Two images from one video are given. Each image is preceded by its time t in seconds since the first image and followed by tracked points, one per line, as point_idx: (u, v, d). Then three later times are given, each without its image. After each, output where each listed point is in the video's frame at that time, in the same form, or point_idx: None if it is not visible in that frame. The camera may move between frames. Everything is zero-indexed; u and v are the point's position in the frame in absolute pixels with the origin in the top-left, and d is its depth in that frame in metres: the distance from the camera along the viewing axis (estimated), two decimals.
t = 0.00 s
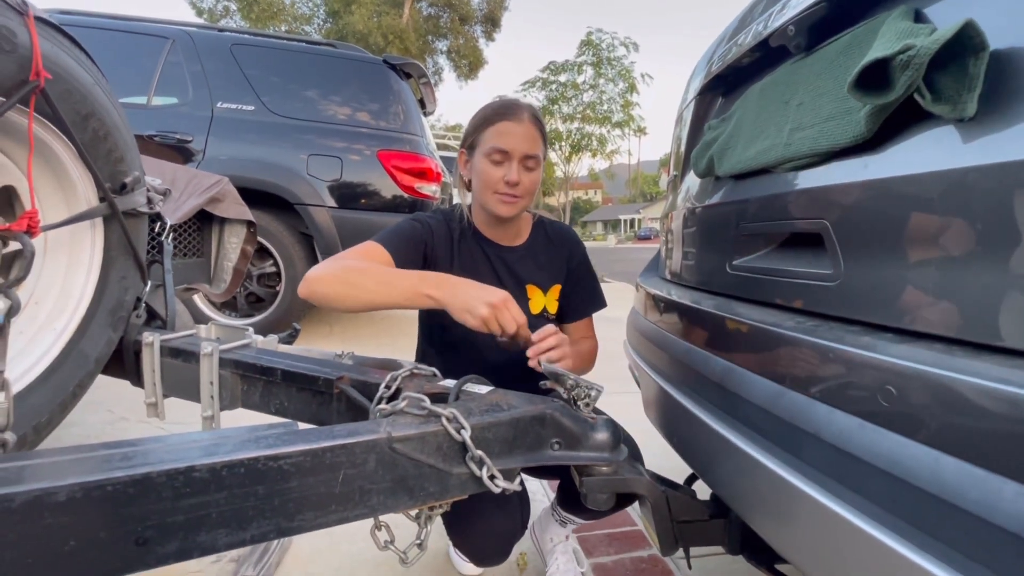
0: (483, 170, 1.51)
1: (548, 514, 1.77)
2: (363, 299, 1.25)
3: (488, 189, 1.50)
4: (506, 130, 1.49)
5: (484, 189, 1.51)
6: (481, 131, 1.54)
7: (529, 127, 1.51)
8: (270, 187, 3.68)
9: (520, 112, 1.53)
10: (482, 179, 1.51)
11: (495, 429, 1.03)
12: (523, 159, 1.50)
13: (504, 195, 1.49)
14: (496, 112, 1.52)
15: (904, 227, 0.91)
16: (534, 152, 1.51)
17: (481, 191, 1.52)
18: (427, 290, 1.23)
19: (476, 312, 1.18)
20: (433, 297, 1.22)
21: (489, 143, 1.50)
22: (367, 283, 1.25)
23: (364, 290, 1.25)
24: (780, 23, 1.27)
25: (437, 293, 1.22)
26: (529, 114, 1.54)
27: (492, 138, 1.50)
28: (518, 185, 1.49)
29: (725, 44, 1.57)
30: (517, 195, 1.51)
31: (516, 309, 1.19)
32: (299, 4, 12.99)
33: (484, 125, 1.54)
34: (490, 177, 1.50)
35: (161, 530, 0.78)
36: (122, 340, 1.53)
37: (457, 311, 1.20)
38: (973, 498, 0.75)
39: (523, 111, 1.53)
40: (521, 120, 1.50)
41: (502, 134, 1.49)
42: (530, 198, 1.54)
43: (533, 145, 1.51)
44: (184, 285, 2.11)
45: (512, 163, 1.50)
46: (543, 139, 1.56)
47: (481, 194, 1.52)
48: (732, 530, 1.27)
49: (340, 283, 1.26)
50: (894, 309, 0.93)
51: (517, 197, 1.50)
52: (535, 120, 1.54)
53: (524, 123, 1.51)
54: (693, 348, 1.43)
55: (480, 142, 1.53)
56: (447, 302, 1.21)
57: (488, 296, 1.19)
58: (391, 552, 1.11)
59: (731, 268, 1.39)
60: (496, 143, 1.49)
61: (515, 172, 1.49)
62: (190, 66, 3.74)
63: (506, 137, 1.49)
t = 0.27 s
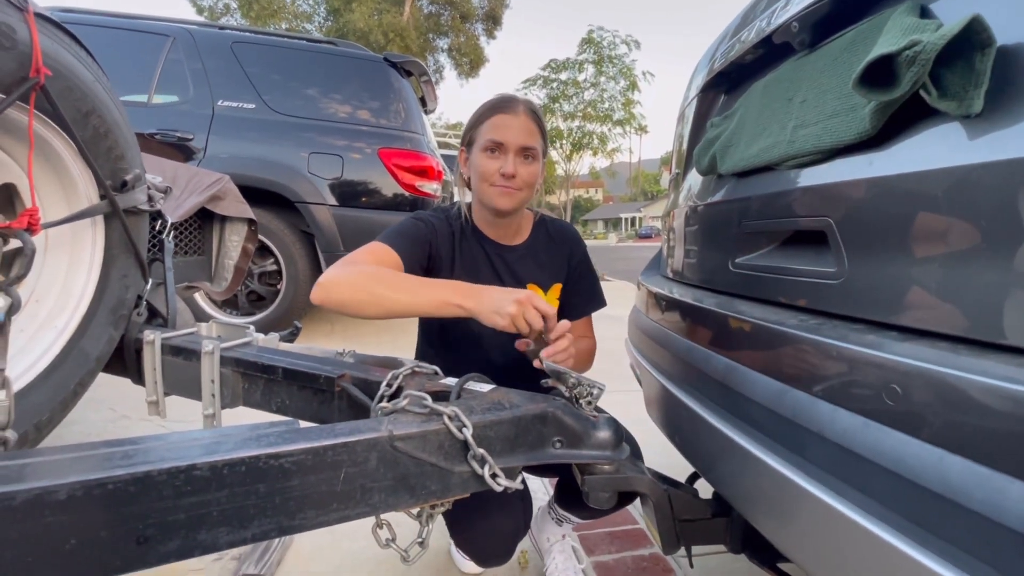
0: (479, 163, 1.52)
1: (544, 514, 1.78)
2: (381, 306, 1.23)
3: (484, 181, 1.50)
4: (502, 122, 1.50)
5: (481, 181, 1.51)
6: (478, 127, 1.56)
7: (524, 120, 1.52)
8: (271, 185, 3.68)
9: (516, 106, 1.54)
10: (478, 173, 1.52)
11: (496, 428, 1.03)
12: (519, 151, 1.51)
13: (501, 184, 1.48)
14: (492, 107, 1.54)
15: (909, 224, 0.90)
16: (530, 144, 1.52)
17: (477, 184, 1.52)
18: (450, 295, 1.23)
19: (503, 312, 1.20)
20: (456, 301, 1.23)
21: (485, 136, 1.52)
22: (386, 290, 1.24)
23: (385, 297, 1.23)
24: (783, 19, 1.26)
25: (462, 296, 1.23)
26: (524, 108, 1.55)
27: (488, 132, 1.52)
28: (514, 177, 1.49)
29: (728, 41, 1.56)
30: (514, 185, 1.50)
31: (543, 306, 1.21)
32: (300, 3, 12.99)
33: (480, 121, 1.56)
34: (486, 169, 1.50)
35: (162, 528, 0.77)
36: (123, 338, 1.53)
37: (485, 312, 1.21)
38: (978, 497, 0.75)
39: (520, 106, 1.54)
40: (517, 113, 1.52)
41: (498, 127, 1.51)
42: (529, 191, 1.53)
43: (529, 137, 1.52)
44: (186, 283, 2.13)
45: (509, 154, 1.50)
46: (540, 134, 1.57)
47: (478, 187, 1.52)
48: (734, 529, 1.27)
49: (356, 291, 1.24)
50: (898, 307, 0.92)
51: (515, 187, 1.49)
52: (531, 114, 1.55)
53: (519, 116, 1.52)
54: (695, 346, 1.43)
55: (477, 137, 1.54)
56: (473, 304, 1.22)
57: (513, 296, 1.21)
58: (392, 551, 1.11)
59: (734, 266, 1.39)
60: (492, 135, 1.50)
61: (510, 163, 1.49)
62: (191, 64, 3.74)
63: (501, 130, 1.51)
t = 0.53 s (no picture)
0: (499, 174, 1.49)
1: (542, 511, 1.78)
2: (384, 304, 1.24)
3: (501, 194, 1.49)
4: (528, 138, 1.46)
5: (497, 192, 1.50)
6: (500, 132, 1.50)
7: (550, 137, 1.49)
8: (272, 183, 3.68)
9: (543, 119, 1.50)
10: (496, 183, 1.49)
11: (497, 425, 1.03)
12: (540, 169, 1.49)
13: (517, 203, 1.48)
14: (519, 116, 1.48)
15: (911, 221, 0.90)
16: (552, 162, 1.50)
17: (493, 194, 1.50)
18: (454, 300, 1.24)
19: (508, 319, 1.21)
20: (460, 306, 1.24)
21: (509, 148, 1.47)
22: (390, 289, 1.24)
23: (388, 295, 1.24)
24: (785, 15, 1.26)
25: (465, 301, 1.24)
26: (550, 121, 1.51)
27: (513, 144, 1.47)
28: (532, 197, 1.49)
29: (729, 37, 1.56)
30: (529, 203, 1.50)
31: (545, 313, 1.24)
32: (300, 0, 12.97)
33: (504, 126, 1.50)
34: (505, 183, 1.48)
35: (163, 525, 0.77)
36: (124, 336, 1.53)
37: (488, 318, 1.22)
38: (981, 494, 0.75)
39: (546, 119, 1.50)
40: (544, 129, 1.47)
41: (524, 143, 1.46)
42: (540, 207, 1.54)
43: (552, 155, 1.50)
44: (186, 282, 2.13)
45: (530, 172, 1.48)
46: (562, 147, 1.54)
47: (493, 197, 1.51)
48: (735, 527, 1.27)
49: (360, 287, 1.24)
50: (901, 304, 0.92)
51: (529, 206, 1.50)
52: (556, 128, 1.51)
53: (546, 132, 1.49)
54: (697, 343, 1.43)
55: (500, 144, 1.49)
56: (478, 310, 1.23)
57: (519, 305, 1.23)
58: (394, 548, 1.11)
59: (735, 263, 1.39)
60: (517, 150, 1.46)
61: (531, 183, 1.47)
62: (191, 62, 3.74)
63: (527, 146, 1.47)
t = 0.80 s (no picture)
0: (521, 179, 1.48)
1: (542, 509, 1.79)
2: (399, 307, 1.23)
3: (522, 198, 1.49)
4: (553, 144, 1.46)
5: (517, 196, 1.49)
6: (523, 136, 1.48)
7: (571, 145, 1.49)
8: (272, 181, 3.69)
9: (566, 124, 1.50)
10: (517, 188, 1.48)
11: (497, 422, 1.03)
12: (559, 176, 1.50)
13: (537, 209, 1.49)
14: (543, 121, 1.47)
15: (911, 218, 0.90)
16: (571, 168, 1.51)
17: (513, 197, 1.50)
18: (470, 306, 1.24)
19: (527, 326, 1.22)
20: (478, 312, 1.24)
21: (533, 153, 1.46)
22: (405, 292, 1.23)
23: (403, 297, 1.23)
24: (785, 12, 1.26)
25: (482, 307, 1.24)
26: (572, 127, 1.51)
27: (536, 149, 1.46)
28: (550, 204, 1.50)
29: (729, 34, 1.56)
30: (546, 208, 1.52)
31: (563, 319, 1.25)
32: None
33: (526, 130, 1.48)
34: (527, 188, 1.48)
35: (164, 522, 0.78)
36: (125, 334, 1.53)
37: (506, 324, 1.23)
38: (982, 491, 0.75)
39: (568, 124, 1.50)
40: (567, 136, 1.47)
41: (548, 149, 1.46)
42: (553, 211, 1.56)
43: (572, 161, 1.50)
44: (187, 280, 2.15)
45: (551, 178, 1.49)
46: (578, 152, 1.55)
47: (512, 200, 1.50)
48: (735, 524, 1.27)
49: (373, 288, 1.24)
50: (901, 301, 0.92)
51: (545, 210, 1.52)
52: (576, 134, 1.52)
53: (568, 139, 1.49)
54: (697, 341, 1.43)
55: (522, 148, 1.48)
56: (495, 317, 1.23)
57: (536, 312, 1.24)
58: (394, 545, 1.11)
59: (736, 261, 1.39)
60: (541, 156, 1.46)
61: (553, 189, 1.48)
62: (191, 60, 3.73)
63: (550, 152, 1.47)
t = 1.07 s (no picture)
0: (521, 180, 1.47)
1: (546, 505, 1.78)
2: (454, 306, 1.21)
3: (521, 200, 1.49)
4: (554, 147, 1.45)
5: (517, 197, 1.49)
6: (525, 138, 1.47)
7: (573, 147, 1.48)
8: (271, 179, 3.68)
9: (568, 126, 1.48)
10: (518, 189, 1.48)
11: (497, 419, 1.03)
12: (560, 179, 1.49)
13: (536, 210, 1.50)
14: (545, 123, 1.46)
15: (912, 214, 0.90)
16: (572, 170, 1.50)
17: (513, 198, 1.50)
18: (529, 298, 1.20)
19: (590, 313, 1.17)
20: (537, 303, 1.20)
21: (533, 155, 1.45)
22: (459, 291, 1.21)
23: (458, 294, 1.20)
24: (786, 8, 1.26)
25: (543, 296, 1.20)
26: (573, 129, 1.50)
27: (537, 152, 1.45)
28: (549, 205, 1.50)
29: (729, 31, 1.56)
30: (545, 208, 1.52)
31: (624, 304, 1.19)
32: None
33: (528, 132, 1.47)
34: (527, 190, 1.47)
35: (164, 519, 0.78)
36: (124, 331, 1.53)
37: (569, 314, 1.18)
38: (982, 487, 0.75)
39: (570, 127, 1.49)
40: (568, 139, 1.46)
41: (549, 152, 1.45)
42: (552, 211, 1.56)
43: (573, 163, 1.50)
44: (188, 279, 2.16)
45: (551, 180, 1.48)
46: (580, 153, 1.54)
47: (512, 201, 1.50)
48: (735, 520, 1.27)
49: (423, 289, 1.22)
50: (900, 297, 0.92)
51: (545, 211, 1.52)
52: (578, 137, 1.50)
53: (570, 142, 1.47)
54: (697, 338, 1.43)
55: (523, 150, 1.47)
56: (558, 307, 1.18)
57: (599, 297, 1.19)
58: (394, 542, 1.11)
59: (736, 257, 1.39)
60: (542, 159, 1.45)
61: (553, 192, 1.48)
62: (189, 58, 3.73)
63: (551, 154, 1.46)
